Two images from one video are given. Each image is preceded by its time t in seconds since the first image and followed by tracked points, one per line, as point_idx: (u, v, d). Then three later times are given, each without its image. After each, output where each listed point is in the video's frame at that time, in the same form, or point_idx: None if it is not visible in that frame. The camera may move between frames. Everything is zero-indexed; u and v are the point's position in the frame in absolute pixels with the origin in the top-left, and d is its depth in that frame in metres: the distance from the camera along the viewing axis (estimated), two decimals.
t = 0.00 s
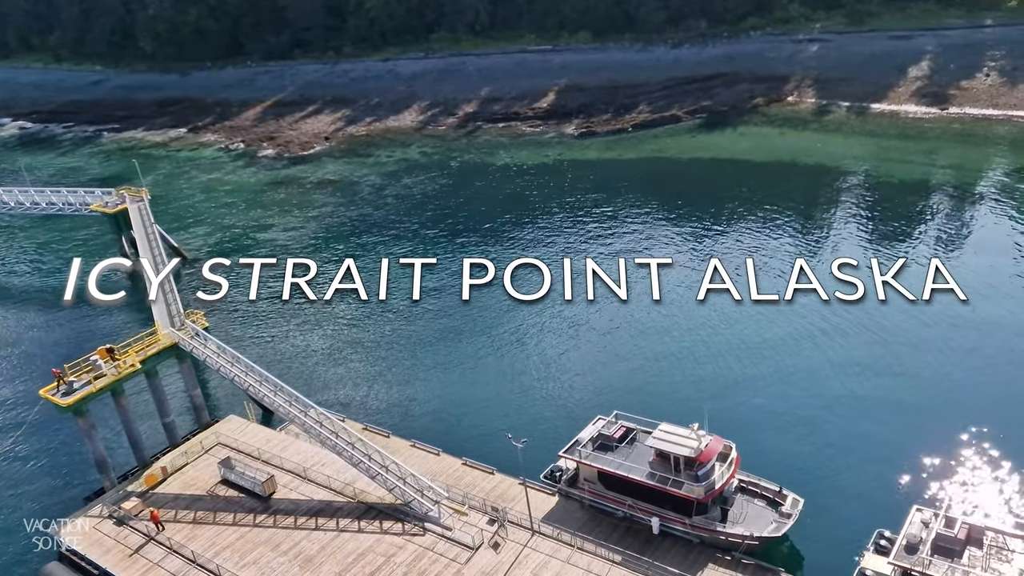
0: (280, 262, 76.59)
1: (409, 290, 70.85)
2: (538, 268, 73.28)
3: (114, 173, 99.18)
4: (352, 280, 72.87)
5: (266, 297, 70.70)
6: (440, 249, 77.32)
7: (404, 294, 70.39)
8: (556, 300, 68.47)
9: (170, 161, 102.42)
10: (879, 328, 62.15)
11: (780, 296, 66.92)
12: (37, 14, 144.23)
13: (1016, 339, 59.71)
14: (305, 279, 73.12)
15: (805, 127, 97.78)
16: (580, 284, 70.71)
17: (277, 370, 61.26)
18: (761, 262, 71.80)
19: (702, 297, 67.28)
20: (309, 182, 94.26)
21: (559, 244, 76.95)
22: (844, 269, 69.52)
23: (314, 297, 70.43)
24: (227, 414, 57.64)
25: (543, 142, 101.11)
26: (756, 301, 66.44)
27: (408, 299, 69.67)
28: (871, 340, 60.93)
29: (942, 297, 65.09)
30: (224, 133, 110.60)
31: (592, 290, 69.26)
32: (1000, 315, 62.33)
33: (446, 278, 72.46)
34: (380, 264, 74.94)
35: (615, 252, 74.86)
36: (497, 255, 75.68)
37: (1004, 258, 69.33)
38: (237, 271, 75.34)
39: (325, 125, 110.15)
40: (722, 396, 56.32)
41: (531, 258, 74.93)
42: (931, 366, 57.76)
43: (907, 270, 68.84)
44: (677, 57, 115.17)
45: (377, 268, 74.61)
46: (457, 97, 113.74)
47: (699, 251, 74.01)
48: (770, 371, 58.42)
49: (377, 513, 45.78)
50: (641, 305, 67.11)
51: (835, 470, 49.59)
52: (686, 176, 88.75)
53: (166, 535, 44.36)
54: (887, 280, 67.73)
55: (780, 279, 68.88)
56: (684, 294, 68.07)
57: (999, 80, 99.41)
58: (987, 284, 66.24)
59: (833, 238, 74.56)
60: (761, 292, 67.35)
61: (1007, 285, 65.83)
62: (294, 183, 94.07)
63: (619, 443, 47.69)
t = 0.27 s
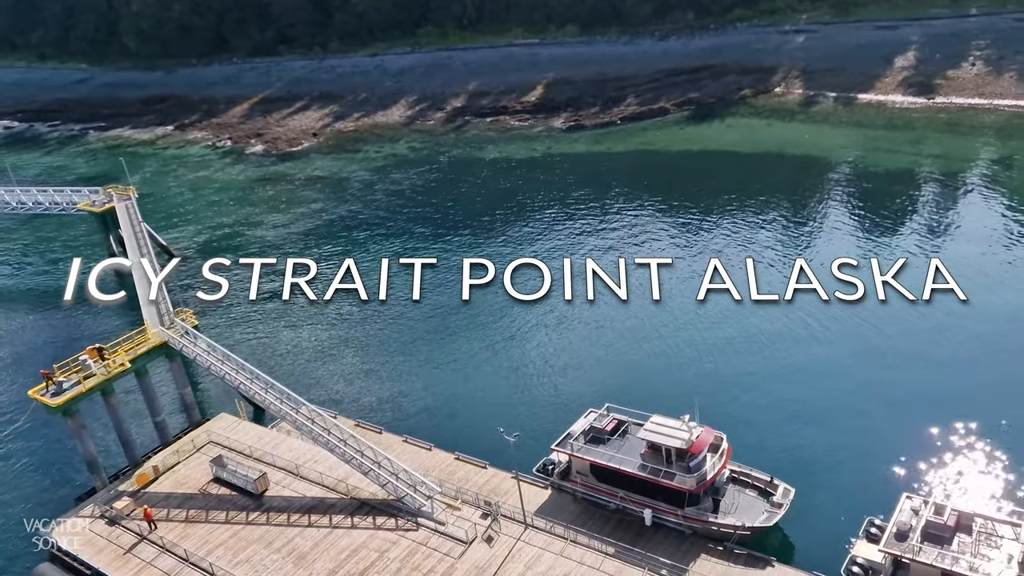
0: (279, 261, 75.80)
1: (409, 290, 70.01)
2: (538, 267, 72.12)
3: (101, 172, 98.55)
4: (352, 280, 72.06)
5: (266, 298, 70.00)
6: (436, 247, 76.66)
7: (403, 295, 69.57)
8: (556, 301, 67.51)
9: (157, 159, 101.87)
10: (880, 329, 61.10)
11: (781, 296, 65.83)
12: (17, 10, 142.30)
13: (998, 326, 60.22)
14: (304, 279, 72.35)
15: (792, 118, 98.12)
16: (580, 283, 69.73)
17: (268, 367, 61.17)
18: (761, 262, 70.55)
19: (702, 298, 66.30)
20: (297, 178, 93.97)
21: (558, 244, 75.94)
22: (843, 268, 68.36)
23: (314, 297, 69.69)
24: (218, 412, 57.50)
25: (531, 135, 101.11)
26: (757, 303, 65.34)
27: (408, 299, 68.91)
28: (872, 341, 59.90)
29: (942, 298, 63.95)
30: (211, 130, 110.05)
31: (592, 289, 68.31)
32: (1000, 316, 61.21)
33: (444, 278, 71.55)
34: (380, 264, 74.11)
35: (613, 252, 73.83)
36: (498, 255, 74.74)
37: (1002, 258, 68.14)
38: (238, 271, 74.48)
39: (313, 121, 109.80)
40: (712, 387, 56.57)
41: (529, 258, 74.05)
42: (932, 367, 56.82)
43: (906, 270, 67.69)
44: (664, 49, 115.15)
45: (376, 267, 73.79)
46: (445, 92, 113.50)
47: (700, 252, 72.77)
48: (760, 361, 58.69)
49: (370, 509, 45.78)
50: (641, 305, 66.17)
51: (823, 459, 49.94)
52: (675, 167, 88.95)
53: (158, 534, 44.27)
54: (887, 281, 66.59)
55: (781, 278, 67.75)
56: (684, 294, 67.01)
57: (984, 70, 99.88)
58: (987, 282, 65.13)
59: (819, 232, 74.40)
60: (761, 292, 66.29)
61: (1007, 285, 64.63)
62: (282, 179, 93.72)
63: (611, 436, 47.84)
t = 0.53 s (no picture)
0: (279, 261, 74.97)
1: (409, 290, 69.32)
2: (538, 267, 71.30)
3: (88, 170, 97.92)
4: (352, 280, 71.36)
5: (265, 297, 69.51)
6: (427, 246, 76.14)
7: (403, 295, 68.79)
8: (556, 300, 66.71)
9: (145, 157, 101.31)
10: (875, 323, 60.85)
11: (781, 296, 64.97)
12: None
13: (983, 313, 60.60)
14: (305, 279, 71.62)
15: (780, 109, 98.37)
16: (580, 282, 68.98)
17: (258, 365, 61.06)
18: (761, 262, 69.47)
19: (702, 297, 65.46)
20: (286, 174, 93.78)
21: (557, 241, 75.14)
22: (842, 268, 67.40)
23: (314, 296, 69.04)
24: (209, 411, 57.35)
25: (520, 129, 101.08)
26: (757, 302, 64.44)
27: (408, 299, 68.13)
28: (867, 335, 59.68)
29: (943, 298, 62.92)
30: (198, 127, 109.59)
31: (592, 289, 67.49)
32: (999, 316, 60.25)
33: (444, 279, 70.77)
34: (380, 263, 73.34)
35: (611, 251, 72.90)
36: (499, 254, 73.86)
37: (1002, 257, 67.05)
38: (237, 271, 73.74)
39: (301, 117, 109.38)
40: (703, 378, 56.79)
41: (529, 255, 73.27)
42: (929, 363, 56.26)
43: (906, 269, 66.68)
44: (652, 42, 115.07)
45: (376, 267, 73.02)
46: (433, 86, 113.24)
47: (700, 250, 71.83)
48: (751, 352, 58.91)
49: (364, 505, 45.79)
50: (641, 305, 65.38)
51: (813, 448, 50.22)
52: (664, 159, 89.22)
53: (151, 533, 44.15)
54: (887, 281, 65.61)
55: (781, 278, 66.88)
56: (684, 294, 66.23)
57: (970, 59, 100.27)
58: (987, 282, 64.08)
59: (807, 225, 74.34)
60: (761, 292, 65.42)
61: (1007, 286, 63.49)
62: (271, 176, 93.43)
63: (603, 428, 47.98)
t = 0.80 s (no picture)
0: (280, 262, 73.73)
1: (409, 291, 68.27)
2: (538, 267, 70.14)
3: (75, 168, 97.33)
4: (353, 280, 70.17)
5: (254, 292, 69.33)
6: (419, 242, 75.58)
7: (403, 296, 67.76)
8: (557, 301, 65.67)
9: (132, 154, 100.77)
10: (865, 312, 61.09)
11: (781, 296, 63.82)
12: None
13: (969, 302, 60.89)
14: (305, 279, 70.49)
15: (768, 99, 98.59)
16: (580, 282, 67.93)
17: (249, 361, 60.93)
18: (761, 262, 68.09)
19: (702, 298, 64.33)
20: (275, 169, 93.53)
21: (555, 240, 74.06)
22: (842, 267, 66.11)
23: (314, 297, 68.03)
24: (200, 408, 57.26)
25: (508, 122, 101.04)
26: (758, 303, 63.25)
27: (408, 299, 67.19)
28: (857, 324, 59.94)
29: (942, 298, 61.72)
30: (185, 123, 109.02)
31: (592, 289, 66.46)
32: (1001, 315, 59.23)
33: (444, 280, 69.54)
34: (381, 263, 72.18)
35: (608, 250, 71.70)
36: (500, 253, 72.68)
37: (1002, 256, 65.65)
38: (238, 271, 72.60)
39: (288, 112, 108.93)
40: (694, 368, 56.98)
41: (528, 254, 72.28)
42: (919, 350, 56.60)
43: (906, 269, 65.39)
44: (639, 33, 114.82)
45: (376, 267, 71.87)
46: (421, 80, 112.92)
47: (700, 249, 70.63)
48: (741, 342, 59.13)
49: (357, 500, 45.83)
50: (641, 305, 64.31)
51: (802, 436, 50.52)
52: (653, 150, 89.33)
53: (143, 531, 44.04)
54: (887, 281, 64.42)
55: (781, 278, 65.68)
56: (683, 293, 65.18)
57: (956, 47, 100.56)
58: (988, 282, 62.92)
59: (797, 219, 73.78)
60: (761, 292, 64.25)
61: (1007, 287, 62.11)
62: (259, 172, 93.09)
63: (595, 420, 48.13)
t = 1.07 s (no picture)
0: (279, 261, 71.89)
1: (409, 290, 66.76)
2: (538, 267, 68.25)
3: (59, 161, 96.51)
4: (352, 280, 68.55)
5: (243, 283, 69.08)
6: (409, 234, 74.77)
7: (403, 295, 66.30)
8: (556, 301, 63.98)
9: (117, 146, 100.00)
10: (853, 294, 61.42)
11: (780, 296, 62.06)
12: None
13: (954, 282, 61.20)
14: (305, 279, 68.83)
15: (755, 83, 98.61)
16: (580, 282, 66.14)
17: (240, 353, 60.75)
18: (762, 261, 66.05)
19: (702, 298, 62.44)
20: (261, 160, 93.06)
21: (551, 235, 72.57)
22: (841, 267, 64.26)
23: (314, 297, 66.54)
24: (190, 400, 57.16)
25: (496, 109, 100.81)
26: (758, 303, 61.48)
27: (407, 299, 65.77)
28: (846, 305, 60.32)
29: (943, 298, 59.96)
30: (170, 114, 108.18)
31: (592, 289, 64.73)
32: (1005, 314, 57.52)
33: (443, 281, 67.63)
34: (381, 262, 70.59)
35: (606, 249, 69.82)
36: (499, 253, 70.82)
37: (1003, 256, 63.60)
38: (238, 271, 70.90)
39: (274, 102, 108.20)
40: (684, 353, 57.17)
41: (525, 250, 70.79)
42: (907, 330, 57.04)
43: (906, 269, 63.43)
44: (626, 18, 114.19)
45: (376, 267, 69.97)
46: (407, 68, 112.32)
47: (698, 247, 68.78)
48: (732, 325, 59.38)
49: (350, 490, 45.90)
50: (640, 305, 62.56)
51: (791, 419, 50.86)
52: (641, 136, 89.23)
53: (136, 524, 43.98)
54: (887, 281, 62.59)
55: (780, 277, 63.86)
56: (683, 293, 63.38)
57: (942, 29, 100.62)
58: (988, 280, 61.12)
59: (781, 207, 73.33)
60: (761, 292, 62.47)
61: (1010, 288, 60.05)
62: (246, 162, 92.56)
63: (586, 407, 48.31)
